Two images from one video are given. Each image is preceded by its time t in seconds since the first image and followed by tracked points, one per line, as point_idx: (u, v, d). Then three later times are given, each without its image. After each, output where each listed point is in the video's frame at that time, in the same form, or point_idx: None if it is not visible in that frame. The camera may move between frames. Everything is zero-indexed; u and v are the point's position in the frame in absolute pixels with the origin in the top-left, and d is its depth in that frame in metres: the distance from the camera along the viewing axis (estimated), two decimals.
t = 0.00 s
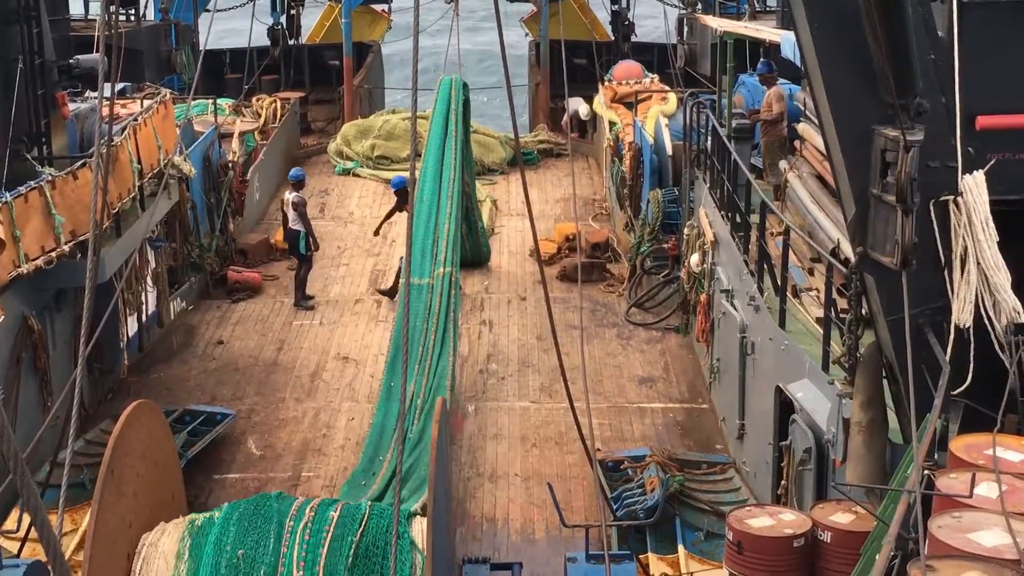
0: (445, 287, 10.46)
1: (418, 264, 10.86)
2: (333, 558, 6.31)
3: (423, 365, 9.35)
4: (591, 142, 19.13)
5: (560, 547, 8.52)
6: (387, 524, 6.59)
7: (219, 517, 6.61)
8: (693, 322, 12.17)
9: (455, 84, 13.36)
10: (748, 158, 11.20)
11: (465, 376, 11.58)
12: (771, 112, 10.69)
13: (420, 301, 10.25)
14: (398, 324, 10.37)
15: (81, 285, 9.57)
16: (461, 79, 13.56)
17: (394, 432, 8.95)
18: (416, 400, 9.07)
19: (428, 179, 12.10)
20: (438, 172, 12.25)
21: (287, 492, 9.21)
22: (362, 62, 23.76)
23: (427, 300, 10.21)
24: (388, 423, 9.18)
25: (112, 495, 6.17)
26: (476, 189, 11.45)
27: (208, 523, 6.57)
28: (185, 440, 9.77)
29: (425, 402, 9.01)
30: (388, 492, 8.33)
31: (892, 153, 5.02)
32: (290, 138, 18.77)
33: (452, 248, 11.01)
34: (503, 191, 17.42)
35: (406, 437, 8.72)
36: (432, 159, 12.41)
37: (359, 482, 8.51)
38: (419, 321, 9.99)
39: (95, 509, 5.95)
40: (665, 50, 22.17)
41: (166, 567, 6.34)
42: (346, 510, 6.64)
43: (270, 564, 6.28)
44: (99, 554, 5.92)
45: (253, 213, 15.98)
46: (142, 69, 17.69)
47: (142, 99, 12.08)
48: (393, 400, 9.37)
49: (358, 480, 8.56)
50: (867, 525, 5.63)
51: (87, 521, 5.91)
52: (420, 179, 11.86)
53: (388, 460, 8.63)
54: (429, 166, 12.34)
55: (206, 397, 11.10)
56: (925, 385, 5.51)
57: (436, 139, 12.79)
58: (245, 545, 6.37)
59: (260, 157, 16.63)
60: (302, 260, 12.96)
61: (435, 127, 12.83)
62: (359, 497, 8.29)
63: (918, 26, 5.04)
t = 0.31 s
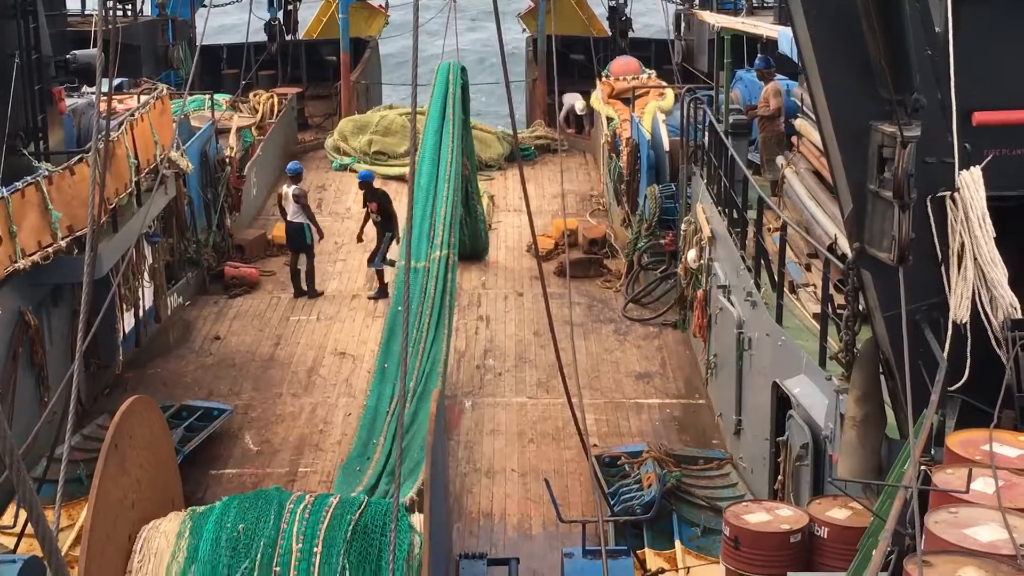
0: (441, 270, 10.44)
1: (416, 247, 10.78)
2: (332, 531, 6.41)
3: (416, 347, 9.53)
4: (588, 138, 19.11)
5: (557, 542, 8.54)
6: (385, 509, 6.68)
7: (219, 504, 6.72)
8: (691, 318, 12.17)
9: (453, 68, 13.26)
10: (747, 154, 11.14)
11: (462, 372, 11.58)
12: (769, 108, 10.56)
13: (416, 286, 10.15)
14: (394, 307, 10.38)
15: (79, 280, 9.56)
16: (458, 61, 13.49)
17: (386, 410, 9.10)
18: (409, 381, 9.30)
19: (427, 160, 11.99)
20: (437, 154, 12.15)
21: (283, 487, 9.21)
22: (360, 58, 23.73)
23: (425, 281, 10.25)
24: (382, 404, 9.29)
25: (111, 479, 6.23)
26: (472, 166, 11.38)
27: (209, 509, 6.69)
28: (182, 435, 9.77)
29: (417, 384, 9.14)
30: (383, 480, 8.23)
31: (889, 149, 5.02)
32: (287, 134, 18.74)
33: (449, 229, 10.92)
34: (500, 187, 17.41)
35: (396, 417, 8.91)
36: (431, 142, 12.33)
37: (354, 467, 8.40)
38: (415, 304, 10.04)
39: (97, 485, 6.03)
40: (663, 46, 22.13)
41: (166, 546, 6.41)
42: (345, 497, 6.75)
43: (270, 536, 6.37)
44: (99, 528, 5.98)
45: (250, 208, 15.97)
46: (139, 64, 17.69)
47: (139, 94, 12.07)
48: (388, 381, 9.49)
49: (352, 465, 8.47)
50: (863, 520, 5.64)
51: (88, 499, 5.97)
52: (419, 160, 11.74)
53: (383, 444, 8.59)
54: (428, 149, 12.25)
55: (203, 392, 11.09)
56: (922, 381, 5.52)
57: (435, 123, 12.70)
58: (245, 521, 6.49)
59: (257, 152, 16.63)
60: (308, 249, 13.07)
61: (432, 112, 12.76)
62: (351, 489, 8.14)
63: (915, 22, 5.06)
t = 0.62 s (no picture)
0: (438, 254, 10.36)
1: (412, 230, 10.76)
2: (331, 507, 6.61)
3: (415, 329, 9.55)
4: (585, 132, 19.12)
5: (553, 536, 8.55)
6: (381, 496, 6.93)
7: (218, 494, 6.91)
8: (687, 311, 12.18)
9: (450, 49, 13.44)
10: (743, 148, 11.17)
11: (459, 365, 11.59)
12: (765, 101, 10.68)
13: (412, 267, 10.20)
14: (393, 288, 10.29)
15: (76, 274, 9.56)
16: (456, 44, 13.61)
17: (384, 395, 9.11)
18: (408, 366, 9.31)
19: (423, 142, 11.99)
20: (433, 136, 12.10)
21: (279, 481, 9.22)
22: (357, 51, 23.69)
23: (424, 263, 10.23)
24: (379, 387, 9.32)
25: (106, 477, 6.20)
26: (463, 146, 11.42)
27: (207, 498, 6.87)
28: (179, 429, 9.77)
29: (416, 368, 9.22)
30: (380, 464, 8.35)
31: (885, 143, 5.01)
32: (284, 127, 18.71)
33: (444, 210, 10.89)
34: (497, 180, 17.41)
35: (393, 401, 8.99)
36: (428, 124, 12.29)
37: (351, 451, 8.54)
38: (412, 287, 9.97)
39: (93, 480, 6.02)
40: (660, 39, 22.12)
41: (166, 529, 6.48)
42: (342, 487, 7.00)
43: (271, 510, 6.57)
44: (96, 523, 5.97)
45: (246, 201, 15.95)
46: (135, 57, 17.67)
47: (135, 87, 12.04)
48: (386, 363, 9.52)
49: (349, 450, 8.62)
50: (859, 514, 5.66)
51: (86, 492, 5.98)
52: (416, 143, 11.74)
53: (380, 429, 8.69)
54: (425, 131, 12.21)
55: (200, 385, 11.10)
56: (918, 374, 5.53)
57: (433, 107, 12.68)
58: (245, 499, 6.69)
59: (253, 145, 16.62)
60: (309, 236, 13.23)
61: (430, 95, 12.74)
62: (348, 475, 8.28)
63: (913, 16, 5.04)
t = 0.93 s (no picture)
0: (440, 227, 10.59)
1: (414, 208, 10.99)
2: (332, 489, 6.72)
3: (417, 305, 9.69)
4: (584, 126, 19.10)
5: (551, 530, 8.56)
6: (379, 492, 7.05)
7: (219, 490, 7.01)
8: (686, 306, 12.18)
9: (440, 27, 13.25)
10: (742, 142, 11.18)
11: (458, 359, 11.59)
12: (765, 95, 10.71)
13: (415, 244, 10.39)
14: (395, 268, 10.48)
15: (75, 268, 9.56)
16: (448, 21, 13.44)
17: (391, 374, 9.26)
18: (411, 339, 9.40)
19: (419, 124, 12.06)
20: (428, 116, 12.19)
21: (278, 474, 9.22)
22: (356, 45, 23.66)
23: (426, 239, 10.43)
24: (384, 366, 9.52)
25: (105, 471, 6.19)
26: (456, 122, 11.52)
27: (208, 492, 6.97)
28: (178, 422, 9.77)
29: (420, 343, 9.26)
30: (384, 442, 8.48)
31: (884, 137, 5.01)
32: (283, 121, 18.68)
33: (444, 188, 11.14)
34: (496, 175, 17.39)
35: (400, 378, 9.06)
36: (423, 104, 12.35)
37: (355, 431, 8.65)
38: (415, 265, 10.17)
39: (92, 474, 6.00)
40: (659, 33, 22.08)
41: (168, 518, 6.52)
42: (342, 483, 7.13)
43: (273, 490, 6.66)
44: (95, 514, 5.98)
45: (245, 195, 15.94)
46: (134, 51, 17.68)
47: (134, 81, 12.02)
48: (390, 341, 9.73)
49: (354, 429, 8.74)
50: (858, 508, 5.66)
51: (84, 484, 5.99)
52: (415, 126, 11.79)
53: (384, 406, 8.82)
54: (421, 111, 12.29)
55: (198, 379, 11.10)
56: (917, 369, 5.54)
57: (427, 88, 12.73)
58: (249, 483, 6.82)
59: (252, 139, 16.61)
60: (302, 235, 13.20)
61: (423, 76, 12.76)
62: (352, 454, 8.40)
63: (913, 10, 5.01)
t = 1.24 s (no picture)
0: (437, 209, 10.76)
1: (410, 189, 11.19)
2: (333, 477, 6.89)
3: (420, 290, 9.91)
4: (584, 122, 19.11)
5: (551, 526, 8.57)
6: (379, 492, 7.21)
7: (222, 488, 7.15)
8: (686, 302, 12.19)
9: (438, 11, 12.94)
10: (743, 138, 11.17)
11: (458, 355, 11.60)
12: (766, 92, 10.63)
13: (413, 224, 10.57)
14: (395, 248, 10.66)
15: (76, 263, 9.57)
16: (445, 5, 13.16)
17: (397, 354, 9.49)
18: (415, 326, 9.63)
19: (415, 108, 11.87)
20: (424, 100, 11.96)
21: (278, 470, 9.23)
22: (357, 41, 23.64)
23: (425, 221, 10.60)
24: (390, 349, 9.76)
25: (106, 466, 6.23)
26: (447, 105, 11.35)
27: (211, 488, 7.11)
28: (178, 418, 9.78)
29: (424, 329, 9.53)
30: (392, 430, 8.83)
31: (885, 133, 5.02)
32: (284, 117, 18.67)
33: (438, 167, 11.31)
34: (496, 171, 17.39)
35: (410, 360, 9.31)
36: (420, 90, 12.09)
37: (364, 417, 8.94)
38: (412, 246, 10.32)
39: (93, 469, 6.05)
40: (659, 30, 22.08)
41: (172, 509, 6.59)
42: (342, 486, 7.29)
43: (278, 476, 6.81)
44: (97, 507, 6.01)
45: (246, 191, 15.94)
46: (135, 47, 17.70)
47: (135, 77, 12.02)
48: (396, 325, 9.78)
49: (364, 416, 9.02)
50: (858, 504, 5.67)
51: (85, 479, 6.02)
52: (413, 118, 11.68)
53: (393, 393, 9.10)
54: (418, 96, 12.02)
55: (199, 374, 11.11)
56: (918, 366, 5.55)
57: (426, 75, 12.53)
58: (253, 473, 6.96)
59: (253, 135, 16.61)
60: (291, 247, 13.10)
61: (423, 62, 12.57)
62: (361, 445, 8.72)
63: (913, 7, 5.02)
